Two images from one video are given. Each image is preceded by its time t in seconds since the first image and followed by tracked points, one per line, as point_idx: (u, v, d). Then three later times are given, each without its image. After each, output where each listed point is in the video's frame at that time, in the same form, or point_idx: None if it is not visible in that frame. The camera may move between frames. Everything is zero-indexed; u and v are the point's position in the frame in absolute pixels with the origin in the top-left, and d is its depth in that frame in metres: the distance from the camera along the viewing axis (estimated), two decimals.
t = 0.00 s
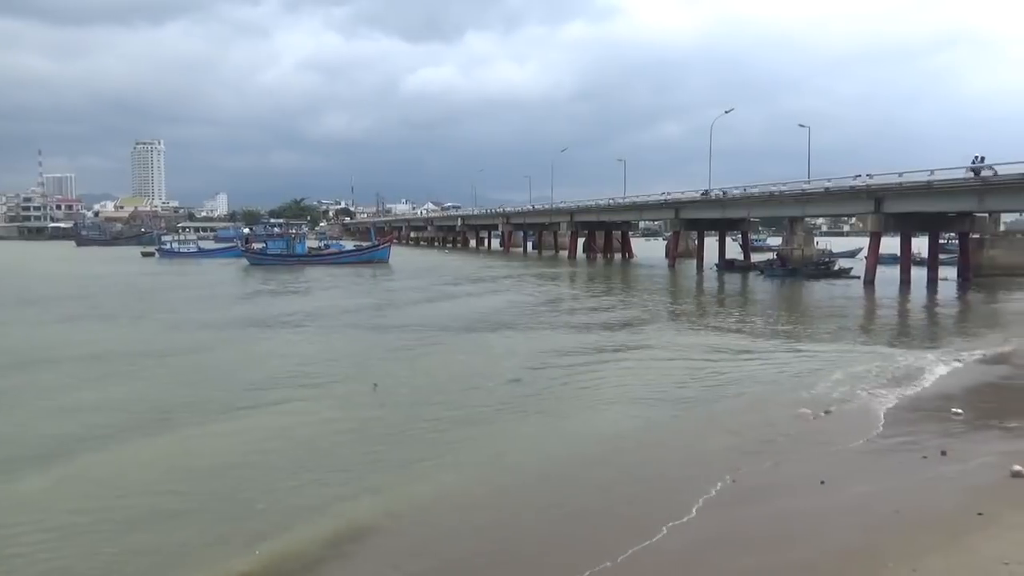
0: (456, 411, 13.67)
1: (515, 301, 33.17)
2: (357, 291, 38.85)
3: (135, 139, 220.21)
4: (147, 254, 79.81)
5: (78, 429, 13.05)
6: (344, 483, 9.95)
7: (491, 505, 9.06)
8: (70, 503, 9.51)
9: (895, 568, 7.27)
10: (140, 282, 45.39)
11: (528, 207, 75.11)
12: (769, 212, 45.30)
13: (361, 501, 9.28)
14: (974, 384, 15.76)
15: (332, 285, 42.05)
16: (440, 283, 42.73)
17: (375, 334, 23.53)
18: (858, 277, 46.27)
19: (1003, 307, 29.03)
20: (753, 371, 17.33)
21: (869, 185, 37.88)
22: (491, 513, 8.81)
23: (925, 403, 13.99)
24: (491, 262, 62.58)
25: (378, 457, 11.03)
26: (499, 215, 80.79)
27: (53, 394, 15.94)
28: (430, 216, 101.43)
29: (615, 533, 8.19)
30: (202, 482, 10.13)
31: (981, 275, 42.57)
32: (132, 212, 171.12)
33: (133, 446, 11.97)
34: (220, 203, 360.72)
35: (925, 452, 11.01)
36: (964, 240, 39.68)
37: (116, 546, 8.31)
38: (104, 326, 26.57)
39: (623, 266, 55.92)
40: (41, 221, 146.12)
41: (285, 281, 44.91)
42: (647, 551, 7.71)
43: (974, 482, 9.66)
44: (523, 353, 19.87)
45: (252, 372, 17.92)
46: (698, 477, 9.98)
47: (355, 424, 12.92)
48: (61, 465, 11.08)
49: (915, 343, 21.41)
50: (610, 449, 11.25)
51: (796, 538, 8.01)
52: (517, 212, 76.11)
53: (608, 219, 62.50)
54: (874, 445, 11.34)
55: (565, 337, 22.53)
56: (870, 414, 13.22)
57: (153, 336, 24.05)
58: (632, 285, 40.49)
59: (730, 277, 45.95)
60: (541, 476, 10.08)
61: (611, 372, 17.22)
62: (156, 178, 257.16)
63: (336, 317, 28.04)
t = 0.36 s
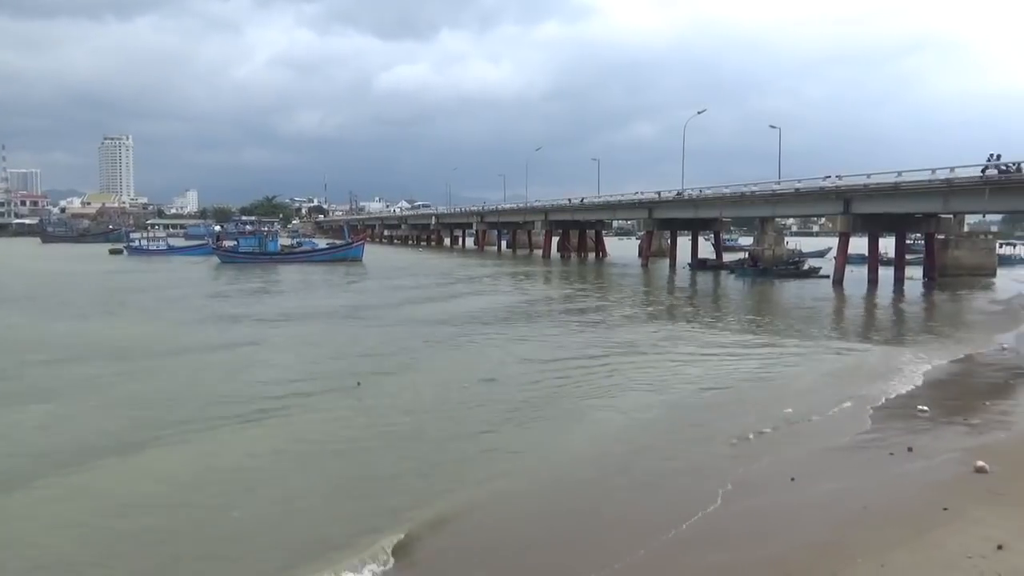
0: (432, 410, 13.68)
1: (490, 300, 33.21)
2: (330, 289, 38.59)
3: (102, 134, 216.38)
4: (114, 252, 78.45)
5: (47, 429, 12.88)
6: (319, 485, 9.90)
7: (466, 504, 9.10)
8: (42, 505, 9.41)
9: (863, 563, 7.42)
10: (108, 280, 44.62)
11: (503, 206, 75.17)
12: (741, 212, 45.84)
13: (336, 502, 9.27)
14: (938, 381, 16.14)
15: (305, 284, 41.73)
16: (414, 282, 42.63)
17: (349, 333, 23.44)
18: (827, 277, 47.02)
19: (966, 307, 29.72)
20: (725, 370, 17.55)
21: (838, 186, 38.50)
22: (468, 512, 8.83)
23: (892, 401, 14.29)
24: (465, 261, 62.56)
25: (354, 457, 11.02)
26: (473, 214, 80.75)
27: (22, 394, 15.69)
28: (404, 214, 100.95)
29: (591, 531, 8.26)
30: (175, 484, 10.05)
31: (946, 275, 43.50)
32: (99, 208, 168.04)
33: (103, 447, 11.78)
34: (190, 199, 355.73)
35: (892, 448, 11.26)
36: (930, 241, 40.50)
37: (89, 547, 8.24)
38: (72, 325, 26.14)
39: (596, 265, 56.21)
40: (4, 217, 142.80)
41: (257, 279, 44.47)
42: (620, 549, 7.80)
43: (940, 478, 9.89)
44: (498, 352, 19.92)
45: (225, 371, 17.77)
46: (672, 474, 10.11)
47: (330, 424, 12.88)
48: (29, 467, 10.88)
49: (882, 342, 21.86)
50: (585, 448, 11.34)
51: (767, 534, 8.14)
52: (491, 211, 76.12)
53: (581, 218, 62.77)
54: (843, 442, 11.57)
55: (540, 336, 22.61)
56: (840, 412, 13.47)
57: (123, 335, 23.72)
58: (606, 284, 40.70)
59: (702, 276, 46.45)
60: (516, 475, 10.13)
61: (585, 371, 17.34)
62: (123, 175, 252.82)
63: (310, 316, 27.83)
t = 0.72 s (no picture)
0: (411, 411, 13.64)
1: (469, 299, 33.23)
2: (309, 288, 38.34)
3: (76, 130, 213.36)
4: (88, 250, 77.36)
5: (19, 431, 12.69)
6: (298, 485, 9.87)
7: (445, 505, 9.08)
8: (16, 509, 9.31)
9: (836, 560, 7.53)
10: (82, 279, 44.01)
11: (483, 205, 75.15)
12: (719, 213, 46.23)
13: (314, 504, 9.18)
14: (910, 381, 16.41)
15: (283, 283, 41.44)
16: (394, 281, 42.48)
17: (328, 333, 23.32)
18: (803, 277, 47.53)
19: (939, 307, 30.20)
20: (702, 369, 17.70)
21: (815, 187, 38.96)
22: (447, 512, 8.85)
23: (866, 400, 14.50)
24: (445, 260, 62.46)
25: (333, 457, 10.97)
26: (452, 213, 80.64)
27: None
28: (384, 213, 100.55)
29: (570, 530, 8.30)
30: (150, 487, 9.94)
31: (919, 276, 44.15)
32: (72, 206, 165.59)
33: (77, 449, 11.65)
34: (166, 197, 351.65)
35: (866, 447, 11.41)
36: (904, 242, 41.09)
37: (63, 549, 8.16)
38: (45, 324, 25.77)
39: (576, 265, 56.33)
40: None
41: (235, 278, 44.10)
42: (598, 547, 7.85)
43: (914, 476, 10.03)
44: (478, 351, 19.91)
45: (202, 371, 17.61)
46: (650, 474, 10.18)
47: (308, 424, 12.82)
48: (2, 468, 10.74)
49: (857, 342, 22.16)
50: (564, 448, 11.38)
51: (742, 532, 8.23)
52: (471, 210, 76.05)
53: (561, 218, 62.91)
54: (818, 442, 11.70)
55: (519, 335, 22.63)
56: (815, 411, 13.65)
57: (98, 335, 23.42)
58: (585, 284, 40.84)
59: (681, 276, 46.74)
60: (495, 476, 10.12)
61: (564, 370, 17.41)
62: (97, 171, 249.39)
63: (289, 316, 27.66)
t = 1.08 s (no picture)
0: (392, 411, 13.61)
1: (451, 299, 33.18)
2: (288, 289, 38.05)
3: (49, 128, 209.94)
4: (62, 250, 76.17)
5: None
6: (279, 487, 9.79)
7: (428, 506, 9.07)
8: None
9: (815, 557, 7.63)
10: (56, 279, 43.32)
11: (463, 205, 75.02)
12: (698, 213, 46.51)
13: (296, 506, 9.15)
14: (886, 380, 16.62)
15: (261, 283, 41.08)
16: (374, 281, 42.28)
17: (307, 334, 23.15)
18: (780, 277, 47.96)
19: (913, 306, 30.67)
20: (682, 368, 17.81)
21: (792, 188, 39.35)
22: (429, 513, 8.83)
23: (843, 399, 14.68)
24: (425, 260, 62.25)
25: (314, 459, 10.92)
26: (432, 213, 80.41)
27: None
28: (363, 213, 99.98)
29: (553, 529, 8.32)
30: (129, 490, 9.84)
31: (895, 276, 44.76)
32: (45, 205, 162.89)
33: (51, 454, 11.46)
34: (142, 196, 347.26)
35: (844, 446, 11.56)
36: (880, 242, 41.63)
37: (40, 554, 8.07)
38: (19, 326, 25.34)
39: (556, 265, 56.39)
40: None
41: (213, 278, 43.66)
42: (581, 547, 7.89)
43: (890, 474, 10.19)
44: (459, 351, 19.89)
45: (181, 373, 17.44)
46: (632, 473, 10.23)
47: (289, 425, 12.75)
48: None
49: (835, 341, 22.42)
50: (546, 447, 11.42)
51: (723, 530, 8.32)
52: (452, 210, 75.88)
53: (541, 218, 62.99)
54: (796, 440, 11.83)
55: (500, 336, 22.63)
56: (793, 410, 13.79)
57: (74, 336, 23.10)
58: (566, 284, 40.90)
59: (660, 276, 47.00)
60: (478, 475, 10.15)
61: (545, 371, 17.42)
62: (71, 170, 245.56)
63: (268, 317, 27.42)
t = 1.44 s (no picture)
0: (371, 413, 13.56)
1: (430, 301, 33.08)
2: (267, 290, 37.74)
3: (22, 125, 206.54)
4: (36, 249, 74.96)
5: None
6: (259, 492, 9.72)
7: (408, 509, 9.06)
8: None
9: (792, 557, 7.71)
10: (29, 279, 42.63)
11: (443, 206, 74.87)
12: (677, 216, 46.82)
13: (274, 510, 9.10)
14: (861, 381, 16.85)
15: (239, 284, 40.72)
16: (354, 282, 42.08)
17: (286, 336, 22.96)
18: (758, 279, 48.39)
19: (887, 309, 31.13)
20: (661, 370, 17.92)
21: (769, 192, 39.77)
22: (408, 516, 8.82)
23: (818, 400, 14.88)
24: (405, 261, 62.02)
25: (293, 462, 10.87)
26: (412, 214, 80.18)
27: None
28: (343, 214, 99.43)
29: (534, 532, 8.33)
30: (105, 493, 9.72)
31: (869, 278, 45.39)
32: (17, 204, 160.23)
33: (25, 457, 11.24)
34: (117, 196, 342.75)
35: (819, 446, 11.70)
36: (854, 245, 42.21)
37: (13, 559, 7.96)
38: None
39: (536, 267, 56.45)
40: None
41: (190, 279, 43.19)
42: (559, 548, 7.92)
43: (865, 475, 10.33)
44: (438, 353, 19.84)
45: (156, 374, 17.24)
46: (610, 474, 10.30)
47: (267, 427, 12.67)
48: None
49: (810, 343, 22.69)
50: (525, 449, 11.45)
51: (701, 530, 8.39)
52: (432, 211, 75.69)
53: (521, 220, 63.07)
54: (773, 441, 11.95)
55: (479, 338, 22.62)
56: (769, 411, 13.94)
57: (47, 337, 22.76)
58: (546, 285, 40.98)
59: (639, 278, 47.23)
60: (457, 477, 10.15)
61: (524, 372, 17.44)
62: (44, 168, 241.72)
63: (245, 318, 27.19)
